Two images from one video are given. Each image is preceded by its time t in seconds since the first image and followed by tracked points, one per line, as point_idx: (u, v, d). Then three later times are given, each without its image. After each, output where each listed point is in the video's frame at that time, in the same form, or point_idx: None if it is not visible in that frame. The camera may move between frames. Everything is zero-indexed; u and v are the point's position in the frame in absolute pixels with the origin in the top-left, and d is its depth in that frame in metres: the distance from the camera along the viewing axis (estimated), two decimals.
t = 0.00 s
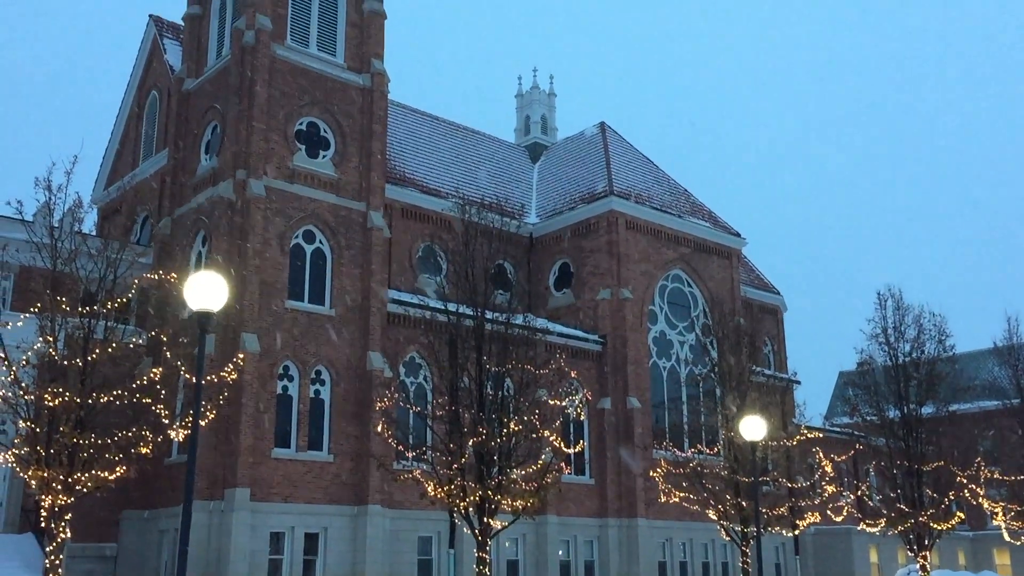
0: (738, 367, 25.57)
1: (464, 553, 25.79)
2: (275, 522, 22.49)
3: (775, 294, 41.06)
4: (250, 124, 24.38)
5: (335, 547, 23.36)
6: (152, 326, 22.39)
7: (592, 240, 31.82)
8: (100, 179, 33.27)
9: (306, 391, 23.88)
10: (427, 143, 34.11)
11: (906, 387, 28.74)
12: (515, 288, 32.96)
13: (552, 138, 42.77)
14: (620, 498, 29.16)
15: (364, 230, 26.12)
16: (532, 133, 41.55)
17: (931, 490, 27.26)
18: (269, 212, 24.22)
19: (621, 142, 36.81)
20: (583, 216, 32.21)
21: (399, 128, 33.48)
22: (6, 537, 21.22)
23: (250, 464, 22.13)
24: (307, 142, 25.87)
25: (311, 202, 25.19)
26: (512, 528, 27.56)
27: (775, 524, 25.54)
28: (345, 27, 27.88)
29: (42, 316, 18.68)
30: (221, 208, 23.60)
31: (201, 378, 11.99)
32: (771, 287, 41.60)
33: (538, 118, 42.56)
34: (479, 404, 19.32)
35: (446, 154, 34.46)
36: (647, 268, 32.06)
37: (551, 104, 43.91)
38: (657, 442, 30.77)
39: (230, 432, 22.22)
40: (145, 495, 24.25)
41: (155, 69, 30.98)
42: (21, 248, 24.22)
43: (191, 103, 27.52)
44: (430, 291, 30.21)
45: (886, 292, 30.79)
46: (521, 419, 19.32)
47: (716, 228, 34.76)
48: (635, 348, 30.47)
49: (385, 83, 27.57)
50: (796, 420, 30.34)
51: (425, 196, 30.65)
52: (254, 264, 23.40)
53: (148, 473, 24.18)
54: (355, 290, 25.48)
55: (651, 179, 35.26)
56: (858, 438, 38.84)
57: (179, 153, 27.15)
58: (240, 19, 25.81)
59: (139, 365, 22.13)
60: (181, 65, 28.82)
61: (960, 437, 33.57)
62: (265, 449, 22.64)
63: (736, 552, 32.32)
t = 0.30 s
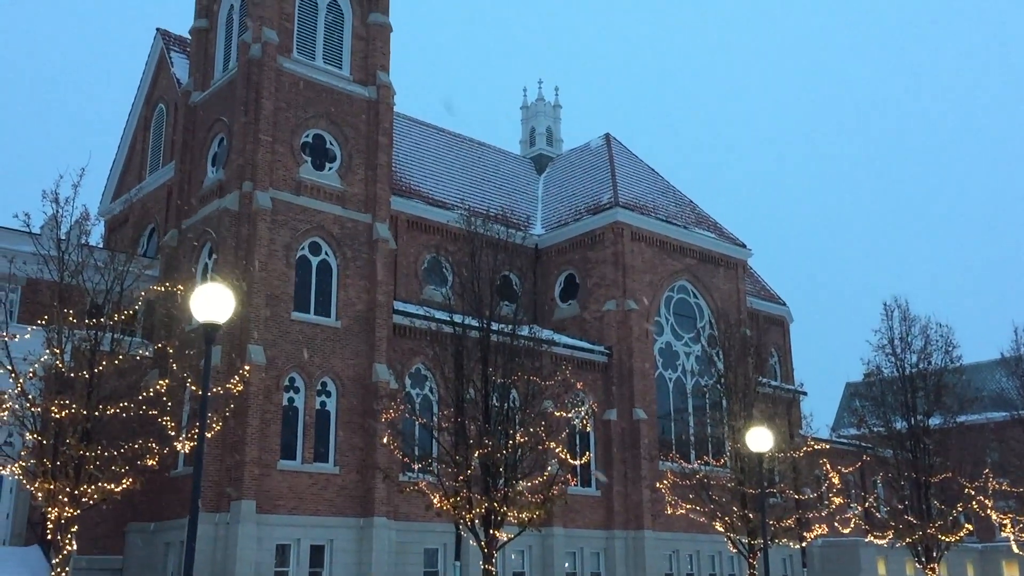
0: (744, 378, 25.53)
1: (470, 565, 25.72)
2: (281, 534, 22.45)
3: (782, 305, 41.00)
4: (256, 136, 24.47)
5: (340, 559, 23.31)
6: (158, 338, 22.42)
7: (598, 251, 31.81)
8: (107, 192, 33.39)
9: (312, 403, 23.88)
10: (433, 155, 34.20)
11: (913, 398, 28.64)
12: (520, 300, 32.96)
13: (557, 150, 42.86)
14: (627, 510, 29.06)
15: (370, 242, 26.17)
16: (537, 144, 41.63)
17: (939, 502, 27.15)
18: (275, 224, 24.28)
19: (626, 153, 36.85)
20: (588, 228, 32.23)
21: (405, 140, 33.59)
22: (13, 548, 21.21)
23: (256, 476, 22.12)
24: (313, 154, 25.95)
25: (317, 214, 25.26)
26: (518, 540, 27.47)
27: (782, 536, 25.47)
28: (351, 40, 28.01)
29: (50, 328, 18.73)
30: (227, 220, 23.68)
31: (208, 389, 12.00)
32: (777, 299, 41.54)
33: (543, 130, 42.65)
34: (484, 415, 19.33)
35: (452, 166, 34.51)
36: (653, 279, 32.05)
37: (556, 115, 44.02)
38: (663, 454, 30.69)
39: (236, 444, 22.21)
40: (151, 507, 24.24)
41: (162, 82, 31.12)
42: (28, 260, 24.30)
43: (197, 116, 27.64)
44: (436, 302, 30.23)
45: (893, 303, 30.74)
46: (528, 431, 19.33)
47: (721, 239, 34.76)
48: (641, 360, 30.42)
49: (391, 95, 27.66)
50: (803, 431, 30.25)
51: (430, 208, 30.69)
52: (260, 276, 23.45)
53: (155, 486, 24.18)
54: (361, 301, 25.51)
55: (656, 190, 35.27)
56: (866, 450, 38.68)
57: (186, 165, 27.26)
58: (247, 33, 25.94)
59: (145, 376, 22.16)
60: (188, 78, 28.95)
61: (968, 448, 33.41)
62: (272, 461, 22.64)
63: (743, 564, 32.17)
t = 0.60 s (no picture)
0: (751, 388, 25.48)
1: None
2: (287, 545, 22.41)
3: (788, 314, 40.92)
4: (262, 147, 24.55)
5: (346, 570, 23.26)
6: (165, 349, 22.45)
7: (604, 261, 31.80)
8: (114, 203, 33.52)
9: (319, 414, 23.88)
10: (438, 165, 34.26)
11: (920, 407, 28.55)
12: (526, 310, 32.95)
13: (563, 160, 42.92)
14: (633, 520, 28.97)
15: (376, 252, 26.21)
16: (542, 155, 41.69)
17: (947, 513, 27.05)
18: (281, 235, 24.34)
19: (632, 163, 36.87)
20: (594, 238, 32.25)
21: (410, 151, 33.66)
22: (20, 560, 21.22)
23: (262, 487, 22.10)
24: (319, 165, 26.03)
25: (323, 225, 25.32)
26: (525, 551, 27.39)
27: (790, 546, 25.38)
28: (357, 51, 28.13)
29: (57, 339, 18.78)
30: (234, 231, 23.75)
31: (214, 400, 12.00)
32: (783, 308, 41.46)
33: (548, 140, 42.72)
34: (490, 426, 19.31)
35: (457, 176, 34.58)
36: (659, 289, 32.03)
37: (561, 126, 44.09)
38: (669, 464, 30.60)
39: (241, 454, 22.21)
40: (158, 518, 24.23)
41: (169, 93, 31.26)
42: (35, 272, 24.39)
43: (204, 128, 27.76)
44: (442, 312, 30.25)
45: (899, 312, 30.67)
46: (534, 442, 19.32)
47: (728, 248, 34.74)
48: (648, 370, 30.37)
49: (396, 107, 27.74)
50: (810, 441, 30.16)
51: (436, 219, 30.73)
52: (266, 287, 23.50)
53: (161, 497, 24.18)
54: (367, 312, 25.54)
55: (662, 200, 35.27)
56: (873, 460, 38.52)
57: (193, 176, 27.36)
58: (253, 44, 26.06)
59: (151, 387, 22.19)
60: (194, 90, 29.08)
61: (977, 458, 33.26)
62: (278, 472, 22.64)
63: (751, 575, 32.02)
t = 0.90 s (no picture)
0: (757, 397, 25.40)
1: None
2: (293, 556, 22.37)
3: (794, 324, 40.82)
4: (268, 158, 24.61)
5: None
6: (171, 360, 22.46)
7: (609, 271, 31.78)
8: (121, 214, 33.61)
9: (324, 424, 23.86)
10: (444, 175, 34.33)
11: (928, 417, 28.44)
12: (532, 320, 32.93)
13: (568, 170, 42.95)
14: (640, 531, 28.85)
15: (381, 263, 26.23)
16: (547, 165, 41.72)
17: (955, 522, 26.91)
18: (287, 246, 24.37)
19: (637, 173, 36.89)
20: (599, 247, 32.25)
21: (416, 162, 33.73)
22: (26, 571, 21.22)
23: (268, 499, 22.07)
24: (325, 176, 26.08)
25: (328, 236, 25.35)
26: (531, 562, 27.30)
27: (798, 557, 25.25)
28: (362, 62, 28.21)
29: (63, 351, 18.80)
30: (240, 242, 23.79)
31: (220, 411, 12.00)
32: (789, 318, 41.36)
33: (553, 150, 42.74)
34: (496, 436, 19.28)
35: (463, 186, 34.65)
36: (665, 298, 31.99)
37: (566, 136, 44.13)
38: (676, 474, 30.49)
39: (247, 466, 22.18)
40: (164, 529, 24.21)
41: (175, 105, 31.37)
42: (42, 283, 24.46)
43: (210, 139, 27.84)
44: (447, 322, 30.24)
45: (906, 321, 30.60)
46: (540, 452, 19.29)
47: (733, 258, 34.69)
48: (654, 380, 30.30)
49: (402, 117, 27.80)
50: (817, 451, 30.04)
51: (442, 228, 30.77)
52: (272, 297, 23.53)
53: (168, 508, 24.17)
54: (373, 322, 25.54)
55: (667, 210, 35.26)
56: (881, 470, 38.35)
57: (199, 187, 27.43)
58: (259, 56, 26.15)
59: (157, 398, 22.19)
60: (200, 102, 29.18)
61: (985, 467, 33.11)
62: (284, 483, 22.61)
63: None
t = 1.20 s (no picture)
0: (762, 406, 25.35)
1: None
2: (297, 566, 22.33)
3: (799, 332, 40.75)
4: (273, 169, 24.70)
5: None
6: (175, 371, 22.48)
7: (613, 280, 31.78)
8: (126, 225, 33.71)
9: (329, 434, 23.85)
10: (448, 185, 34.40)
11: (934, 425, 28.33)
12: (536, 329, 32.92)
13: (572, 179, 43.00)
14: (646, 540, 28.75)
15: (386, 272, 26.27)
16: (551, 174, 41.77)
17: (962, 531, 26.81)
18: (292, 257, 24.41)
19: (641, 182, 36.91)
20: (603, 256, 32.25)
21: (420, 171, 33.82)
22: None
23: (272, 509, 22.04)
24: (329, 186, 26.14)
25: (333, 245, 25.39)
26: (536, 571, 27.22)
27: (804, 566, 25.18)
28: (366, 73, 28.30)
29: (68, 361, 18.82)
30: (244, 252, 23.85)
31: (225, 422, 12.00)
32: (794, 326, 41.28)
33: (558, 159, 42.80)
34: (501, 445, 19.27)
35: (467, 196, 34.71)
36: (669, 307, 31.96)
37: (570, 145, 44.19)
38: (681, 484, 30.42)
39: (252, 476, 22.17)
40: (168, 539, 24.20)
41: (181, 115, 31.48)
42: (48, 294, 24.52)
43: (215, 150, 27.92)
44: (452, 332, 30.25)
45: (911, 329, 30.55)
46: (545, 461, 19.31)
47: (737, 266, 34.66)
48: (658, 389, 30.24)
49: (406, 127, 27.87)
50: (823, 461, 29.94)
51: (445, 238, 30.81)
52: (276, 307, 23.57)
53: (172, 518, 24.17)
54: (377, 331, 25.55)
55: (671, 218, 35.25)
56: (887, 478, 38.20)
57: (204, 198, 27.49)
58: (263, 67, 26.25)
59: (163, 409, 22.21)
60: (205, 113, 29.29)
61: (993, 476, 32.94)
62: (288, 493, 22.60)
63: None
